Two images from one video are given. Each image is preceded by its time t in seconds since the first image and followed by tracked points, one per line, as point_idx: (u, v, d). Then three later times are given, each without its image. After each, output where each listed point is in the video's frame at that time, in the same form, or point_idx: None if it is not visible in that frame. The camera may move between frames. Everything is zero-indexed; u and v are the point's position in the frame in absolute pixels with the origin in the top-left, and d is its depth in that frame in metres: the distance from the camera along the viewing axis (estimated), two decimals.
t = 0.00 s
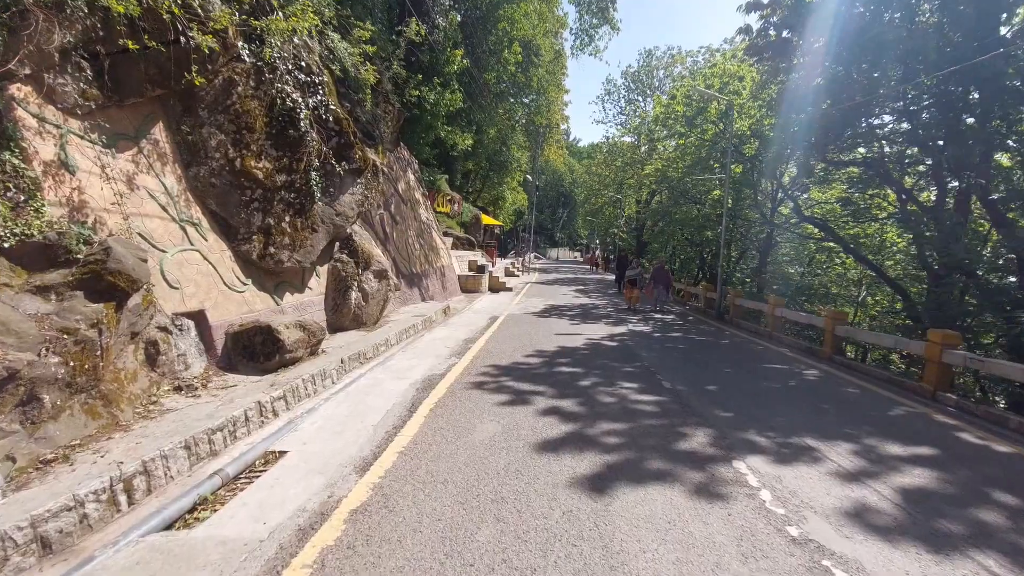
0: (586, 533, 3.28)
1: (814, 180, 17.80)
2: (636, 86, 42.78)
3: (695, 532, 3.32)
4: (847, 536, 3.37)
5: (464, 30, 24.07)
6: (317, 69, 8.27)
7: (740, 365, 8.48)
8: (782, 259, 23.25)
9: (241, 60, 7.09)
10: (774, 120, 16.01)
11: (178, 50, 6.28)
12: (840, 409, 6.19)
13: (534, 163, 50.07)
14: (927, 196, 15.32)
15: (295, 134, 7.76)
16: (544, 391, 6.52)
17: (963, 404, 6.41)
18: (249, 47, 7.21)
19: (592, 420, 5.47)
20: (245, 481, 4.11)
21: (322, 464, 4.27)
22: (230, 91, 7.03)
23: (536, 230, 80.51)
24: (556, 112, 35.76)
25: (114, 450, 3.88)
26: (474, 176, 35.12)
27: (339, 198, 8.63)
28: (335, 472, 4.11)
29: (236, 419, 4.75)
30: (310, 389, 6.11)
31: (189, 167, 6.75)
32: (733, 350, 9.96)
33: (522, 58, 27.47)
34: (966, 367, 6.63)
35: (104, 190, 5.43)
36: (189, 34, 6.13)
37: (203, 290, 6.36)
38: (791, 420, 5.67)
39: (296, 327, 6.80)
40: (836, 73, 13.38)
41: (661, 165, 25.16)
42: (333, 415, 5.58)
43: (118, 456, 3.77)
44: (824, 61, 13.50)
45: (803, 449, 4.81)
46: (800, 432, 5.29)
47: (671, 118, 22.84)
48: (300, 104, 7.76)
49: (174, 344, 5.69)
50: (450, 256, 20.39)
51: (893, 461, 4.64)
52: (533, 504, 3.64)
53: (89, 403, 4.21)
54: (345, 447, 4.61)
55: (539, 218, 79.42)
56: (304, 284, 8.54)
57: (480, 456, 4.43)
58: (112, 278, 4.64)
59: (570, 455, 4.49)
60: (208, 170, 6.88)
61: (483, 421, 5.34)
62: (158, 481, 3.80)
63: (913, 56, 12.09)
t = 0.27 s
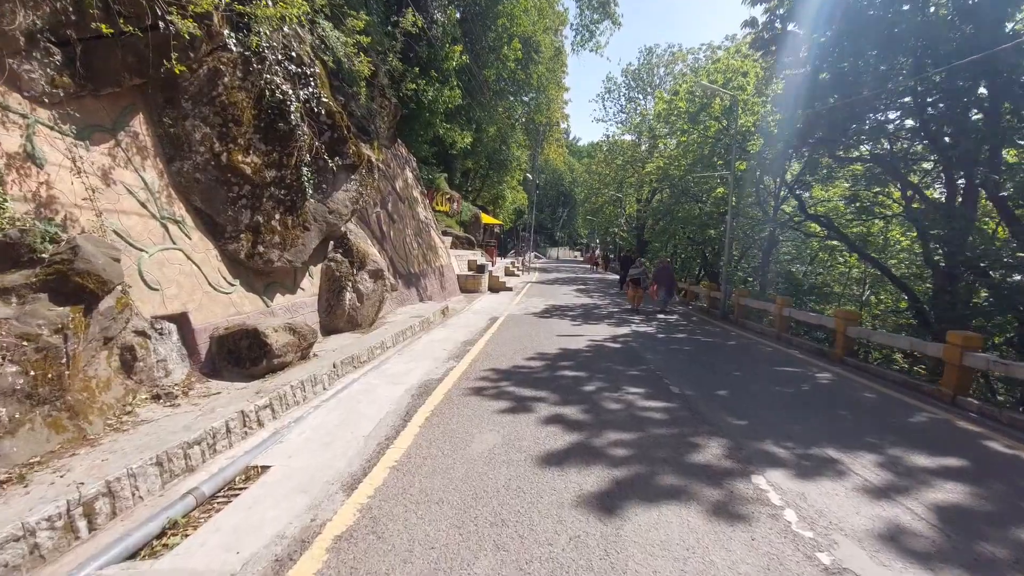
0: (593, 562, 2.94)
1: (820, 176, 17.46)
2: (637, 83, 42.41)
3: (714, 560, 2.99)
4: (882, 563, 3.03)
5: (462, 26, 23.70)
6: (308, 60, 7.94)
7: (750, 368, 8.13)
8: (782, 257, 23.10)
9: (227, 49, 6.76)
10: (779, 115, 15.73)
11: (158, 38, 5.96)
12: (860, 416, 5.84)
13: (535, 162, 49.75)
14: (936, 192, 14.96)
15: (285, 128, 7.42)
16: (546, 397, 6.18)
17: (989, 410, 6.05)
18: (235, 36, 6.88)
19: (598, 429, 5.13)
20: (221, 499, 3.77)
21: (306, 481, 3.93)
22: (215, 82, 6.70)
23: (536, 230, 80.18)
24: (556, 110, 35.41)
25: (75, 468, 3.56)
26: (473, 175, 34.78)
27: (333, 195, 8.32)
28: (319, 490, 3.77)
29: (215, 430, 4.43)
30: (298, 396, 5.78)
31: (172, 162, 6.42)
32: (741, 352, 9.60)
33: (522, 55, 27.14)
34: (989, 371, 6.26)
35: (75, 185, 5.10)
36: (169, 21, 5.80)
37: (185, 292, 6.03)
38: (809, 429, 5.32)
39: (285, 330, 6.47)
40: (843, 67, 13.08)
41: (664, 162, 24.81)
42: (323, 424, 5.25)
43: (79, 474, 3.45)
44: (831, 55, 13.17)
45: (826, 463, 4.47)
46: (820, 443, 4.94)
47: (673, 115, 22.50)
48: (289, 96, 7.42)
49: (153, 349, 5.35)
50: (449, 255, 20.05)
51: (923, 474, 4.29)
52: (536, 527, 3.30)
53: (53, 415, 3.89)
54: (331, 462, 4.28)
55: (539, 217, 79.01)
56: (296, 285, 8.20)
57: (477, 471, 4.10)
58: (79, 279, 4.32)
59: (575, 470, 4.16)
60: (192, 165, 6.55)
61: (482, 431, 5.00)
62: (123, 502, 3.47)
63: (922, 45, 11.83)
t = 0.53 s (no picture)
0: None
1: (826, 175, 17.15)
2: (637, 82, 42.07)
3: None
4: None
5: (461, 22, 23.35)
6: (300, 51, 7.61)
7: (761, 373, 7.81)
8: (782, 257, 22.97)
9: (213, 38, 6.43)
10: (785, 112, 15.44)
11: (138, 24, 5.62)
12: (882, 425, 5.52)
13: (534, 161, 49.42)
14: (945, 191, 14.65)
15: (275, 121, 7.08)
16: (550, 405, 5.85)
17: (1016, 419, 5.74)
18: (223, 24, 6.55)
19: (605, 440, 4.80)
20: (196, 522, 3.44)
21: (289, 502, 3.60)
22: (201, 72, 6.36)
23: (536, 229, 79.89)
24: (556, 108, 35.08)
25: (33, 491, 3.23)
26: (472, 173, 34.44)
27: (327, 191, 7.99)
28: (303, 513, 3.44)
29: (193, 444, 4.10)
30: (287, 405, 5.44)
31: (154, 156, 6.08)
32: (749, 355, 9.28)
33: (522, 52, 26.78)
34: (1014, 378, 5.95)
35: (45, 179, 4.76)
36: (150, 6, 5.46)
37: (167, 294, 5.69)
38: (830, 440, 5.00)
39: (274, 333, 6.14)
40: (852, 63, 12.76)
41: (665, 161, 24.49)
42: (312, 435, 4.92)
43: (36, 498, 3.12)
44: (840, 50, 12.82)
45: (853, 480, 4.14)
46: (844, 456, 4.62)
47: (676, 112, 22.15)
48: (280, 87, 7.08)
49: (130, 355, 5.01)
50: (448, 255, 19.71)
51: (958, 491, 3.97)
52: (542, 557, 2.98)
53: (12, 430, 3.55)
54: (318, 479, 3.95)
55: (538, 216, 78.61)
56: (287, 286, 7.86)
57: (477, 490, 3.77)
58: (45, 281, 4.01)
59: (583, 488, 3.83)
60: (176, 159, 6.20)
61: (482, 443, 4.67)
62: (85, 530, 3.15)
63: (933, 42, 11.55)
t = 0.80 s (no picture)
0: None
1: (831, 170, 16.86)
2: (636, 78, 41.69)
3: None
4: None
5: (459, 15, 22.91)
6: (290, 36, 7.23)
7: (772, 374, 7.49)
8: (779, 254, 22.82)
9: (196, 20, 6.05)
10: (790, 105, 15.14)
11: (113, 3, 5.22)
12: (906, 433, 5.20)
13: (532, 157, 49.04)
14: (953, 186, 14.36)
15: (262, 109, 6.70)
16: (553, 410, 5.52)
17: None
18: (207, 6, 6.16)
19: (616, 450, 4.46)
20: (165, 547, 3.09)
21: (269, 524, 3.26)
22: (183, 57, 5.98)
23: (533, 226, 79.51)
24: (555, 103, 34.68)
25: None
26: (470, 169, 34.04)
27: (319, 184, 7.62)
28: (283, 538, 3.10)
29: (166, 458, 3.74)
30: (273, 411, 5.09)
31: (132, 145, 5.71)
32: (758, 356, 8.97)
33: (521, 45, 26.31)
34: None
35: (6, 168, 4.37)
36: None
37: (145, 293, 5.31)
38: (854, 450, 4.68)
39: (260, 334, 5.77)
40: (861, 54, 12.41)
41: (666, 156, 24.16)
42: (299, 444, 4.56)
43: None
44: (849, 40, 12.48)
45: (886, 496, 3.82)
46: (872, 468, 4.29)
47: (677, 106, 21.79)
48: (267, 74, 6.69)
49: (103, 360, 4.65)
50: (445, 252, 19.34)
51: (1003, 509, 3.65)
52: None
53: None
54: (303, 497, 3.60)
55: (536, 213, 78.20)
56: (276, 284, 7.50)
57: (477, 509, 3.42)
58: (2, 279, 3.64)
59: (593, 506, 3.49)
60: (156, 149, 5.82)
61: (482, 454, 4.33)
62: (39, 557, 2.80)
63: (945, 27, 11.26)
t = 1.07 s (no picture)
0: None
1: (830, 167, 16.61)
2: (631, 74, 41.31)
3: None
4: None
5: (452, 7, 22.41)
6: (272, 23, 6.85)
7: (778, 379, 7.22)
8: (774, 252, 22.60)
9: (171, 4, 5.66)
10: (791, 100, 14.86)
11: None
12: (926, 445, 4.94)
13: (526, 153, 48.58)
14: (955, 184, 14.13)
15: (243, 100, 6.32)
16: (553, 420, 5.20)
17: None
18: None
19: (623, 467, 4.14)
20: None
21: (241, 559, 2.92)
22: (156, 42, 5.59)
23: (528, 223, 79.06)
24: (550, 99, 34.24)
25: None
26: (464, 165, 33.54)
27: (305, 180, 7.24)
28: None
29: (127, 482, 3.38)
30: (252, 424, 4.74)
31: (101, 137, 5.32)
32: (761, 358, 8.70)
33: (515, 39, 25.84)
34: None
35: None
36: None
37: (115, 296, 4.93)
38: (874, 466, 4.40)
39: (240, 340, 5.41)
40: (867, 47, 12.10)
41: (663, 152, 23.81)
42: (279, 461, 4.22)
43: None
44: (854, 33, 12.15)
45: (917, 519, 3.53)
46: (897, 487, 4.01)
47: (674, 101, 21.43)
48: (248, 62, 6.32)
49: (66, 370, 4.26)
50: (439, 249, 18.94)
51: None
52: None
53: None
54: (280, 524, 3.27)
55: (530, 210, 77.73)
56: (260, 285, 7.12)
57: (473, 538, 3.10)
58: None
59: (600, 534, 3.17)
60: (127, 141, 5.43)
61: (478, 471, 4.00)
62: None
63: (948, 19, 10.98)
